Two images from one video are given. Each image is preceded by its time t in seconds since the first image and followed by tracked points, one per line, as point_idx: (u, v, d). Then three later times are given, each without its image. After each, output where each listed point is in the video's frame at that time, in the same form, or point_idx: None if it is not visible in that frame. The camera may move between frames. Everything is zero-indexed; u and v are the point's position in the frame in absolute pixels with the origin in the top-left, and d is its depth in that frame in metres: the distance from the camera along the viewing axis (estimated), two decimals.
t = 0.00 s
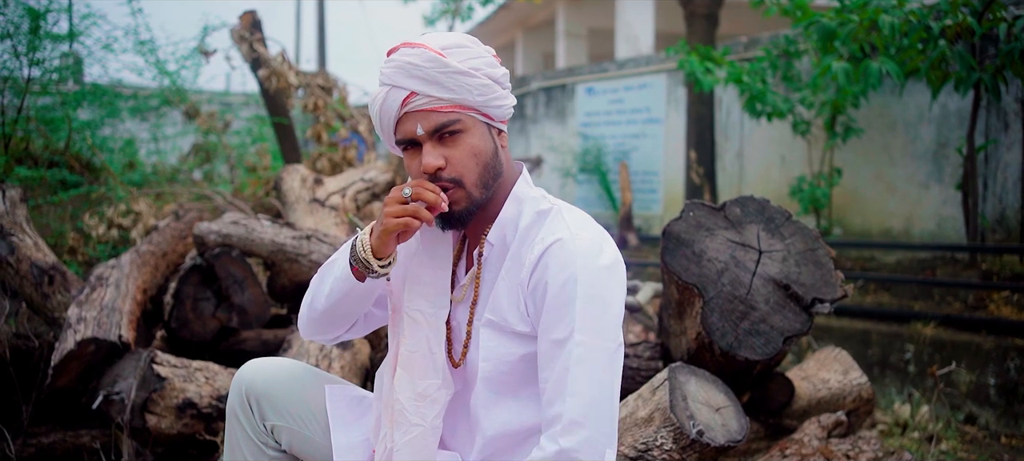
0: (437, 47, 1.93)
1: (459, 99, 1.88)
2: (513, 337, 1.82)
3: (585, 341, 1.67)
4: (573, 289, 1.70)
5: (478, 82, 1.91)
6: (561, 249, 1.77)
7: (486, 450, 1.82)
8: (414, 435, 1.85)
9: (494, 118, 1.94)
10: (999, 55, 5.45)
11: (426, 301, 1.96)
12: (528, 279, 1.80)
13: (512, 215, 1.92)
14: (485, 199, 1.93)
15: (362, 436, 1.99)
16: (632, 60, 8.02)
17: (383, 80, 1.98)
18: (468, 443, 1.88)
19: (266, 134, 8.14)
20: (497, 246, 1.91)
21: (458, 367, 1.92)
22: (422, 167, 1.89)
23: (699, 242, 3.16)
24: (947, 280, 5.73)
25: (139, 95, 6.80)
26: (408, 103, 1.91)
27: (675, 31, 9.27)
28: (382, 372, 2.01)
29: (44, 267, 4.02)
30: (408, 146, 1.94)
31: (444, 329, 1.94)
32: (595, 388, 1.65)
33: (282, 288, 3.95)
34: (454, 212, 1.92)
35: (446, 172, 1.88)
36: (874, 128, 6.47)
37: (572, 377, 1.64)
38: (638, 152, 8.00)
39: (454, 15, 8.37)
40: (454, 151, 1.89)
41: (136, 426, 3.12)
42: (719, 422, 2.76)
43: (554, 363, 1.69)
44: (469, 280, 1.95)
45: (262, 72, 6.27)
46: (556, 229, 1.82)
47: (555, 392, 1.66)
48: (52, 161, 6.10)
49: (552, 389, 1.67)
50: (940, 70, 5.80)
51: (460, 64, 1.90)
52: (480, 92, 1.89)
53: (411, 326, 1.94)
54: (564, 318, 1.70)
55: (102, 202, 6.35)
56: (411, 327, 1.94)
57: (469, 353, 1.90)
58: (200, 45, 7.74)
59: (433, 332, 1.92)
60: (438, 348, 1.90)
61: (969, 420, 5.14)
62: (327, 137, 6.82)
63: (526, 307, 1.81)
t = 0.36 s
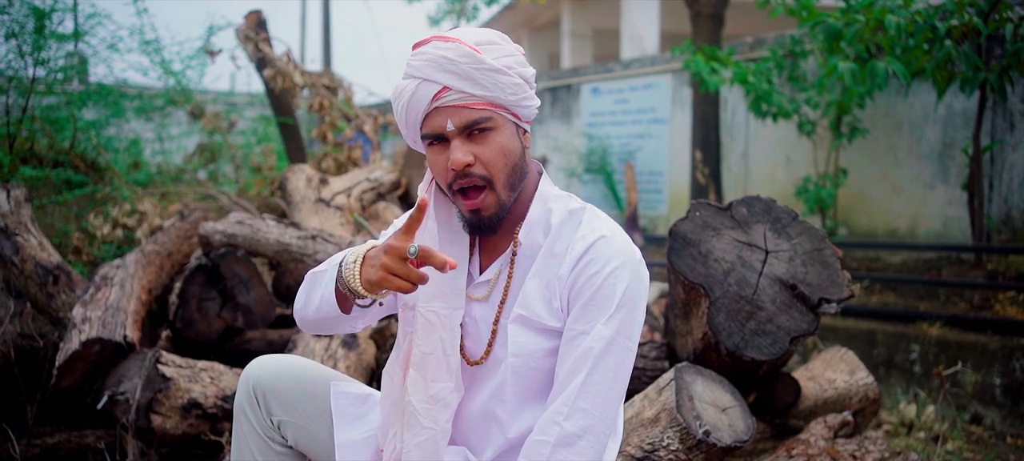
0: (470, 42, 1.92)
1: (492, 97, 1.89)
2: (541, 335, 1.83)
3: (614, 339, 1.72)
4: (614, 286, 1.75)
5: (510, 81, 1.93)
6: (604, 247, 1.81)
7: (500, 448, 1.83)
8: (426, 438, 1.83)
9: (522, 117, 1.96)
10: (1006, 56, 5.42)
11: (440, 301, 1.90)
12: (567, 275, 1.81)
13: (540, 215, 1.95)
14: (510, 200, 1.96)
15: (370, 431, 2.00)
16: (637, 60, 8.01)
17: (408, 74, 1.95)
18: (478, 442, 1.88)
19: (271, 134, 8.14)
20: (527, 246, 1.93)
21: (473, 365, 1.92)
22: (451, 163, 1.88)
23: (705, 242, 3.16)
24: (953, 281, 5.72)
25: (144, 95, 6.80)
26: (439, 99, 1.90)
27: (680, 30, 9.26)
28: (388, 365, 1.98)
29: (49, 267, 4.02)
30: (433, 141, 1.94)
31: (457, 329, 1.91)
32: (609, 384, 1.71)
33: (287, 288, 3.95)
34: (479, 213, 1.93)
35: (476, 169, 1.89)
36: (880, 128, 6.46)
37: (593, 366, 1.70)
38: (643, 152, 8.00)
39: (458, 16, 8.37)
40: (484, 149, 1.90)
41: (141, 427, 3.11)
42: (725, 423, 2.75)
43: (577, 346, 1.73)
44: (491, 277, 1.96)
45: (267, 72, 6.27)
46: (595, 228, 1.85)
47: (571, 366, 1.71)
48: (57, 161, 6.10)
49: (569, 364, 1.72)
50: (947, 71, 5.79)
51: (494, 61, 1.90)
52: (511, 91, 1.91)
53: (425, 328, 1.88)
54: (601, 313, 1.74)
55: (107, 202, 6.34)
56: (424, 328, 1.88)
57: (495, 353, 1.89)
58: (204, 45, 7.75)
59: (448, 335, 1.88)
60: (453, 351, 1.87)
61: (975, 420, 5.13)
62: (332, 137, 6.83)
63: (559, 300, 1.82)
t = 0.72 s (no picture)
0: (502, 29, 2.03)
1: (517, 85, 1.99)
2: (550, 340, 1.92)
3: (629, 349, 1.80)
4: (625, 296, 1.83)
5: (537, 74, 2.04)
6: (618, 255, 1.89)
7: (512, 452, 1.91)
8: (433, 432, 1.90)
9: (544, 112, 2.06)
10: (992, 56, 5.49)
11: (450, 295, 2.00)
12: (578, 281, 1.90)
13: (551, 217, 2.06)
14: (523, 193, 2.04)
15: (372, 428, 2.05)
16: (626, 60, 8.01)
17: (436, 55, 2.05)
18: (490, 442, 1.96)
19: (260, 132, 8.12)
20: (538, 251, 2.03)
21: (486, 366, 2.00)
22: (470, 146, 1.97)
23: (700, 239, 3.16)
24: (941, 279, 5.76)
25: (132, 93, 6.77)
26: (464, 80, 2.00)
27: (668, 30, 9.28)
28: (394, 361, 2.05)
29: (40, 264, 4.01)
30: (454, 124, 2.03)
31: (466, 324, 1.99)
32: (623, 392, 1.78)
33: (280, 286, 3.93)
34: (492, 201, 2.01)
35: (494, 154, 1.97)
36: (867, 128, 6.49)
37: (608, 377, 1.77)
38: (632, 152, 8.02)
39: (448, 14, 8.37)
40: (504, 137, 1.98)
41: (135, 424, 3.11)
42: (719, 419, 2.77)
43: (590, 355, 1.81)
44: (499, 278, 2.04)
45: (257, 70, 6.26)
46: (606, 236, 1.93)
47: (586, 376, 1.78)
48: (45, 158, 6.06)
49: (582, 372, 1.79)
50: (933, 71, 5.84)
51: (525, 51, 2.01)
52: (538, 82, 2.01)
53: (433, 321, 1.97)
54: (614, 321, 1.81)
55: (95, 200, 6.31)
56: (434, 321, 1.97)
57: (504, 356, 1.97)
58: (193, 42, 7.72)
59: (456, 329, 1.96)
60: (460, 345, 1.95)
61: (962, 417, 5.17)
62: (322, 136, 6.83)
63: (569, 307, 1.91)
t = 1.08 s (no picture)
0: (536, 26, 2.06)
1: (544, 83, 2.01)
2: (561, 347, 1.95)
3: (644, 360, 1.82)
4: (641, 308, 1.84)
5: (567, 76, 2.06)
6: (634, 264, 1.90)
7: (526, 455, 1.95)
8: (441, 427, 1.93)
9: (568, 114, 2.09)
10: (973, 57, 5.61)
11: (461, 289, 2.04)
12: (594, 287, 1.91)
13: (565, 222, 2.08)
14: (538, 190, 2.05)
15: (379, 428, 2.09)
16: (608, 60, 8.05)
17: (467, 44, 2.08)
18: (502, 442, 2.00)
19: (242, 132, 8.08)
20: (550, 256, 2.06)
21: (499, 368, 2.03)
22: (490, 136, 2.00)
23: (695, 239, 3.17)
24: (923, 279, 5.82)
25: (113, 91, 6.71)
26: (492, 71, 2.02)
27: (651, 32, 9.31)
28: (405, 355, 2.08)
29: (26, 264, 3.97)
30: (477, 114, 2.05)
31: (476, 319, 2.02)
32: (637, 401, 1.81)
33: (271, 285, 3.90)
34: (505, 191, 2.02)
35: (513, 147, 2.00)
36: (849, 128, 6.53)
37: (624, 389, 1.79)
38: (614, 151, 7.97)
39: (429, 13, 8.35)
40: (525, 132, 2.01)
41: (128, 425, 3.10)
42: (717, 418, 2.79)
43: (604, 366, 1.83)
44: (513, 280, 2.08)
45: (242, 69, 6.22)
46: (622, 243, 1.94)
47: (600, 386, 1.81)
48: (26, 157, 5.99)
49: (597, 382, 1.82)
50: (915, 72, 5.91)
51: (556, 50, 2.04)
52: (565, 83, 2.04)
53: (445, 314, 2.01)
54: (630, 331, 1.83)
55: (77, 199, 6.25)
56: (445, 315, 2.00)
57: (517, 360, 2.01)
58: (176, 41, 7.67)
59: (467, 324, 1.99)
60: (470, 339, 1.98)
61: (942, 416, 5.31)
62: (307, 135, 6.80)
63: (583, 314, 1.93)
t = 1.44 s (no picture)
0: (550, 38, 2.05)
1: (554, 95, 2.01)
2: (562, 356, 1.97)
3: (643, 373, 1.81)
4: (639, 322, 1.83)
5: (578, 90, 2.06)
6: (633, 277, 1.88)
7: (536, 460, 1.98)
8: (455, 430, 1.94)
9: (578, 128, 2.08)
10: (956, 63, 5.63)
11: (473, 293, 2.05)
12: (593, 299, 1.92)
13: (569, 230, 2.07)
14: (543, 201, 2.04)
15: (392, 438, 2.12)
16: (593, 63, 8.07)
17: (481, 53, 2.08)
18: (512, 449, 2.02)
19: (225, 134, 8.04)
20: (554, 265, 2.05)
21: (505, 376, 2.04)
22: (497, 145, 1.99)
23: (695, 245, 3.19)
24: (905, 281, 5.88)
25: (95, 93, 6.65)
26: (504, 81, 2.02)
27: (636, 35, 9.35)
28: (418, 359, 2.10)
29: (16, 270, 3.95)
30: (486, 122, 2.04)
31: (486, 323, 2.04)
32: (638, 414, 1.81)
33: (265, 291, 3.86)
34: (509, 201, 2.02)
35: (519, 157, 1.99)
36: (830, 131, 6.57)
37: (622, 403, 1.80)
38: (598, 153, 8.02)
39: (412, 15, 8.33)
40: (532, 142, 2.00)
41: (126, 433, 3.09)
42: (719, 424, 2.81)
43: (604, 379, 1.83)
44: (519, 288, 2.08)
45: (229, 71, 6.20)
46: (623, 253, 1.94)
47: (600, 399, 1.82)
48: (9, 160, 5.94)
49: (596, 395, 1.83)
50: (898, 77, 6.00)
51: (568, 64, 2.03)
52: (575, 97, 2.03)
53: (456, 317, 2.01)
54: (627, 344, 1.83)
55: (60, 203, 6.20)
56: (457, 320, 2.01)
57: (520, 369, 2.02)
58: (159, 43, 7.63)
59: (478, 329, 2.00)
60: (481, 343, 1.99)
61: (926, 417, 5.35)
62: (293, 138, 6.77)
63: (582, 326, 1.94)
